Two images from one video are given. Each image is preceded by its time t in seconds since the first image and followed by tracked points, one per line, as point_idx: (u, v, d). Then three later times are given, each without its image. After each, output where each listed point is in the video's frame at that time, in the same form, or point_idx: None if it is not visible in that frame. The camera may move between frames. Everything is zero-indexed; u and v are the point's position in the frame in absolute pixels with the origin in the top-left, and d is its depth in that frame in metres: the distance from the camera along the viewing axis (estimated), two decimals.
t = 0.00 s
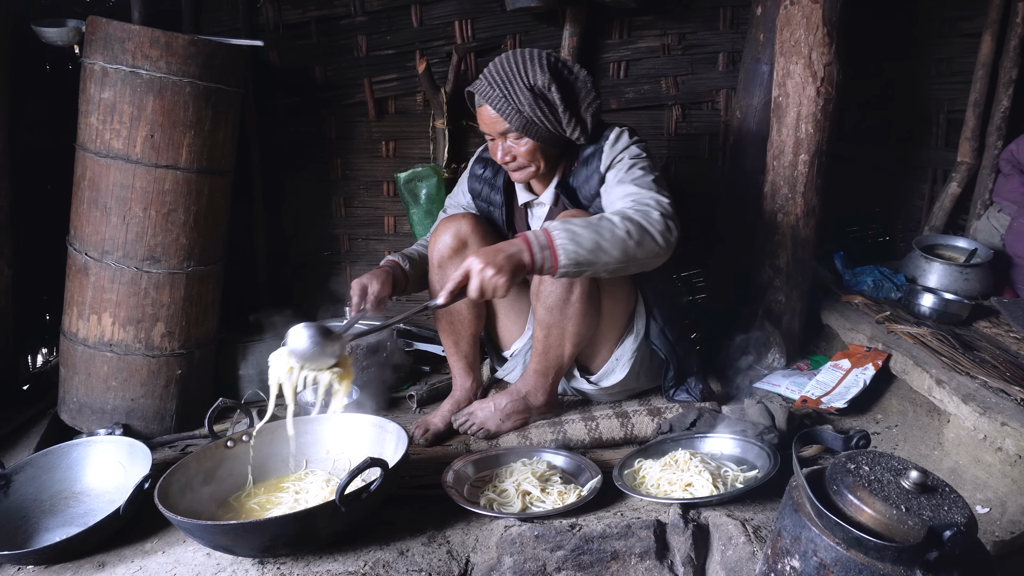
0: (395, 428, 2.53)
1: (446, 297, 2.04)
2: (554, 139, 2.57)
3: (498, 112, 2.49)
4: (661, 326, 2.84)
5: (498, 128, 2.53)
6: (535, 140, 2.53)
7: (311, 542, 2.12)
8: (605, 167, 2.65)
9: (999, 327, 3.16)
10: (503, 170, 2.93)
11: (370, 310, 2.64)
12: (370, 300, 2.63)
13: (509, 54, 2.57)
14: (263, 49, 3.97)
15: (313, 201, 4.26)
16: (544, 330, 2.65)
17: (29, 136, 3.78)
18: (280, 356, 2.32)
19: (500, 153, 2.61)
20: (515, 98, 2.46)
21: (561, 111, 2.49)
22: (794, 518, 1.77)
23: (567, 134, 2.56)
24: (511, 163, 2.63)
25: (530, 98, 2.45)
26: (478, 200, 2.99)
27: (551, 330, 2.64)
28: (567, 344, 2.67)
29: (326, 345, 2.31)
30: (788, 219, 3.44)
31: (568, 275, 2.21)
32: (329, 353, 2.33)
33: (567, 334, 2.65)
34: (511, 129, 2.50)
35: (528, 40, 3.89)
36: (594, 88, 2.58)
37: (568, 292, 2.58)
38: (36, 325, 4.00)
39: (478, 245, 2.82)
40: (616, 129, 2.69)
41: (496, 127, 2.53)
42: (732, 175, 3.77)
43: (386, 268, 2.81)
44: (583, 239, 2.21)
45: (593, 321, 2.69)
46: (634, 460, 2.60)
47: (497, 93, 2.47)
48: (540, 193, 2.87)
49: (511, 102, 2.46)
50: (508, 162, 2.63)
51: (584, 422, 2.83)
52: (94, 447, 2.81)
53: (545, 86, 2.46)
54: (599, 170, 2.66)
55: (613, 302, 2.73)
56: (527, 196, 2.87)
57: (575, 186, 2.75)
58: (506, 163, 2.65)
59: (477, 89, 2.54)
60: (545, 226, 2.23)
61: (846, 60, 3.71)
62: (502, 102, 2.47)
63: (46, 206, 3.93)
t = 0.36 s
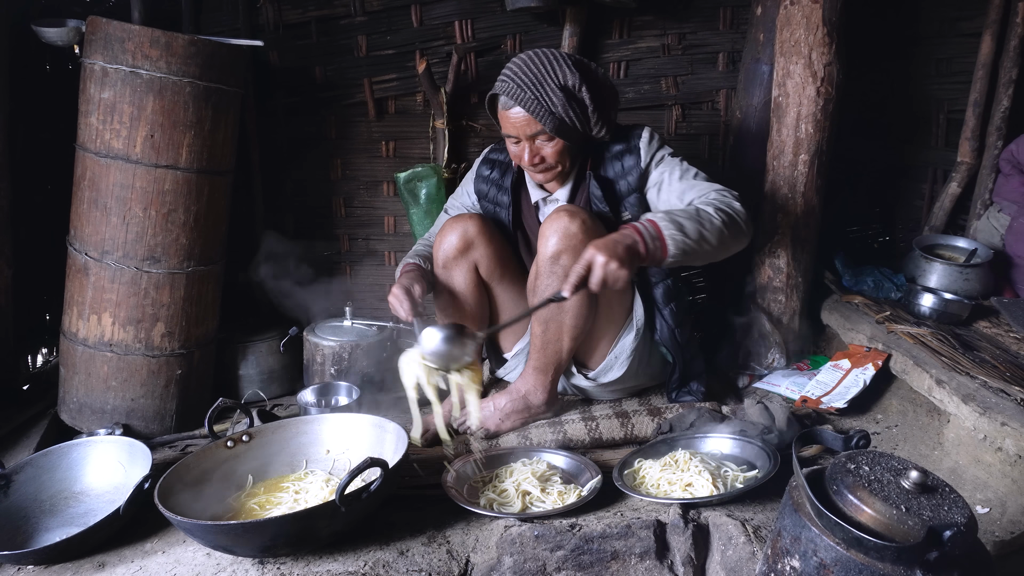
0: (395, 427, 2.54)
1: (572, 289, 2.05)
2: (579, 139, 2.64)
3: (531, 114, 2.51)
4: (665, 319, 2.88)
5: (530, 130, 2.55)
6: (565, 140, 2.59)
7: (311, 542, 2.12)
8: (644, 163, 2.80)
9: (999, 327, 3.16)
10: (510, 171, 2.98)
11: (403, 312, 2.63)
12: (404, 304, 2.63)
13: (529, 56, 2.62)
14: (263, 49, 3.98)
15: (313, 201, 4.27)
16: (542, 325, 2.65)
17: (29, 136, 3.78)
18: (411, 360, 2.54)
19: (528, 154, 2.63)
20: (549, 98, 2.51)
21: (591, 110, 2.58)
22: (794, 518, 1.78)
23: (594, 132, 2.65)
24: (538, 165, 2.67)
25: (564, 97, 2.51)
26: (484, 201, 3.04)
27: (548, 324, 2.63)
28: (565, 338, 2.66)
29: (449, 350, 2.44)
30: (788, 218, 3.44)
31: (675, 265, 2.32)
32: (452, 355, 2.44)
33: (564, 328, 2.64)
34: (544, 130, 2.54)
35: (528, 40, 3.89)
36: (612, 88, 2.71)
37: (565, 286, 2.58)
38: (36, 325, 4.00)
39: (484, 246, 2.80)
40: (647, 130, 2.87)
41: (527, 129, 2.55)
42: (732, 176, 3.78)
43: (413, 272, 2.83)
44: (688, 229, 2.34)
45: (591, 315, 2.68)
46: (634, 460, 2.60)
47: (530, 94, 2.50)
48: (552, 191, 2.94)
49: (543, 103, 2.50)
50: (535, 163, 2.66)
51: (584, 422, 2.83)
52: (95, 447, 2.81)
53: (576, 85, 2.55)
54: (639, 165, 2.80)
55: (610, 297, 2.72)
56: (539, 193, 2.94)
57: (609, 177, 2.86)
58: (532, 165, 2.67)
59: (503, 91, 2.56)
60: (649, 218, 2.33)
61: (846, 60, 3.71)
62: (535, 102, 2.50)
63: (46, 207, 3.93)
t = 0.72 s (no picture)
0: (395, 428, 2.54)
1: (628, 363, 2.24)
2: (583, 146, 2.64)
3: (539, 121, 2.48)
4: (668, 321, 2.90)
5: (537, 138, 2.52)
6: (571, 147, 2.58)
7: (311, 542, 2.12)
8: (653, 176, 2.81)
9: (1000, 327, 3.16)
10: (508, 175, 2.97)
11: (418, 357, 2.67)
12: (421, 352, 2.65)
13: (533, 61, 2.60)
14: (263, 49, 3.98)
15: (313, 201, 4.27)
16: (544, 324, 2.64)
17: (30, 136, 3.78)
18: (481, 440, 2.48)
19: (534, 161, 2.60)
20: (556, 105, 2.50)
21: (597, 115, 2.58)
22: (794, 518, 1.78)
23: (598, 137, 2.66)
24: (543, 171, 2.65)
25: (571, 104, 2.51)
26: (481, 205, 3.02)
27: (550, 323, 2.63)
28: (567, 336, 2.65)
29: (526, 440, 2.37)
30: (788, 219, 3.43)
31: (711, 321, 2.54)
32: (524, 445, 2.37)
33: (566, 327, 2.64)
34: (552, 138, 2.52)
35: (528, 40, 3.89)
36: (614, 93, 2.72)
37: (567, 284, 2.58)
38: (36, 325, 4.00)
39: (485, 247, 2.80)
40: (654, 139, 2.88)
41: (534, 136, 2.52)
42: (732, 176, 3.78)
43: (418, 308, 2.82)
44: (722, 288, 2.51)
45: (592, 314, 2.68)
46: (634, 460, 2.60)
47: (538, 101, 2.48)
48: (552, 196, 2.94)
49: (551, 110, 2.49)
50: (540, 170, 2.64)
51: (584, 422, 2.86)
52: (95, 447, 2.81)
53: (582, 91, 2.55)
54: (649, 175, 2.81)
55: (611, 296, 2.72)
56: (539, 198, 2.93)
57: (616, 185, 2.85)
58: (538, 171, 2.64)
59: (509, 98, 2.53)
60: (686, 281, 2.48)
61: (846, 60, 3.71)
62: (542, 109, 2.48)
63: (46, 206, 3.93)
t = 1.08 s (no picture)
0: (395, 428, 2.54)
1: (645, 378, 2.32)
2: (582, 150, 2.64)
3: (537, 127, 2.49)
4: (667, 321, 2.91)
5: (536, 143, 2.53)
6: (571, 152, 2.59)
7: (311, 542, 2.12)
8: (654, 179, 2.83)
9: (1000, 327, 3.16)
10: (507, 176, 2.96)
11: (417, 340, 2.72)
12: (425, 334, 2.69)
13: (533, 65, 2.60)
14: (263, 49, 3.98)
15: (313, 201, 4.26)
16: (545, 326, 2.65)
17: (30, 136, 3.78)
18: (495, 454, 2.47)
19: (533, 166, 2.61)
20: (555, 111, 2.50)
21: (596, 121, 2.58)
22: (794, 518, 1.78)
23: (597, 141, 2.66)
24: (541, 176, 2.65)
25: (570, 110, 2.51)
26: (479, 205, 3.04)
27: (552, 324, 2.63)
28: (567, 338, 2.66)
29: (547, 463, 2.41)
30: (788, 219, 3.44)
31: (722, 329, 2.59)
32: (544, 466, 2.42)
33: (567, 329, 2.64)
34: (551, 143, 2.52)
35: (528, 40, 3.89)
36: (614, 96, 2.71)
37: (568, 286, 2.58)
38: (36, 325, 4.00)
39: (482, 247, 2.81)
40: (655, 143, 2.88)
41: (532, 142, 2.52)
42: (732, 176, 3.78)
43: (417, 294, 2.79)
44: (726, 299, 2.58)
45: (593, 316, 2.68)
46: (634, 460, 2.60)
47: (536, 107, 2.48)
48: (552, 198, 2.92)
49: (549, 115, 2.49)
50: (539, 174, 2.64)
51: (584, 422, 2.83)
52: (95, 447, 2.81)
53: (580, 96, 2.55)
54: (649, 179, 2.83)
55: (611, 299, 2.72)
56: (539, 200, 2.91)
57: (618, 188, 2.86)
58: (537, 175, 2.65)
59: (507, 103, 2.53)
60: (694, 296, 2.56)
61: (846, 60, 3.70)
62: (540, 115, 2.48)
63: (46, 206, 3.93)
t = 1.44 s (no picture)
0: (396, 428, 2.54)
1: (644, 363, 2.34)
2: (583, 151, 2.64)
3: (538, 128, 2.49)
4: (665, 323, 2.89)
5: (537, 144, 2.53)
6: (571, 153, 2.59)
7: (311, 542, 2.12)
8: (655, 180, 2.84)
9: (1000, 327, 3.16)
10: (507, 176, 2.95)
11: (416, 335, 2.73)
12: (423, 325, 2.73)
13: (534, 65, 2.59)
14: (263, 49, 3.98)
15: (313, 201, 4.27)
16: (546, 326, 2.65)
17: (30, 136, 3.78)
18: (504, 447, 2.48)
19: (534, 167, 2.61)
20: (556, 112, 2.50)
21: (597, 121, 2.58)
22: (794, 518, 1.78)
23: (597, 141, 2.66)
24: (541, 176, 2.65)
25: (571, 111, 2.51)
26: (479, 205, 3.02)
27: (553, 325, 2.64)
28: (568, 338, 2.66)
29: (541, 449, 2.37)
30: (788, 219, 3.44)
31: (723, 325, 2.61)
32: (542, 454, 2.37)
33: (568, 329, 2.65)
34: (551, 144, 2.52)
35: (528, 40, 3.89)
36: (615, 96, 2.71)
37: (569, 286, 2.59)
38: (35, 325, 3.99)
39: (481, 247, 2.81)
40: (658, 144, 2.89)
41: (533, 143, 2.52)
42: (732, 176, 3.78)
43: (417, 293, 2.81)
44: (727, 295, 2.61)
45: (592, 316, 2.69)
46: (634, 460, 2.60)
47: (537, 108, 2.48)
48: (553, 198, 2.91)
49: (549, 116, 2.49)
50: (540, 174, 2.65)
51: (584, 422, 2.84)
52: (95, 447, 2.81)
53: (581, 96, 2.54)
54: (652, 180, 2.83)
55: (611, 299, 2.73)
56: (539, 200, 2.90)
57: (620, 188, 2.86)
58: (537, 176, 2.65)
59: (508, 103, 2.53)
60: (695, 295, 2.59)
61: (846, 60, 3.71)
62: (541, 116, 2.48)
63: (46, 206, 3.93)
